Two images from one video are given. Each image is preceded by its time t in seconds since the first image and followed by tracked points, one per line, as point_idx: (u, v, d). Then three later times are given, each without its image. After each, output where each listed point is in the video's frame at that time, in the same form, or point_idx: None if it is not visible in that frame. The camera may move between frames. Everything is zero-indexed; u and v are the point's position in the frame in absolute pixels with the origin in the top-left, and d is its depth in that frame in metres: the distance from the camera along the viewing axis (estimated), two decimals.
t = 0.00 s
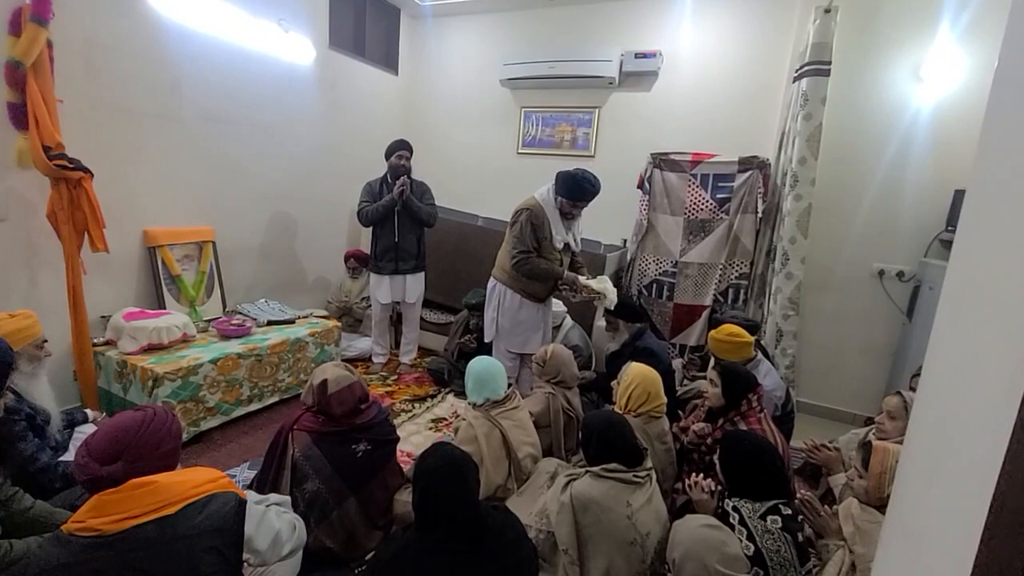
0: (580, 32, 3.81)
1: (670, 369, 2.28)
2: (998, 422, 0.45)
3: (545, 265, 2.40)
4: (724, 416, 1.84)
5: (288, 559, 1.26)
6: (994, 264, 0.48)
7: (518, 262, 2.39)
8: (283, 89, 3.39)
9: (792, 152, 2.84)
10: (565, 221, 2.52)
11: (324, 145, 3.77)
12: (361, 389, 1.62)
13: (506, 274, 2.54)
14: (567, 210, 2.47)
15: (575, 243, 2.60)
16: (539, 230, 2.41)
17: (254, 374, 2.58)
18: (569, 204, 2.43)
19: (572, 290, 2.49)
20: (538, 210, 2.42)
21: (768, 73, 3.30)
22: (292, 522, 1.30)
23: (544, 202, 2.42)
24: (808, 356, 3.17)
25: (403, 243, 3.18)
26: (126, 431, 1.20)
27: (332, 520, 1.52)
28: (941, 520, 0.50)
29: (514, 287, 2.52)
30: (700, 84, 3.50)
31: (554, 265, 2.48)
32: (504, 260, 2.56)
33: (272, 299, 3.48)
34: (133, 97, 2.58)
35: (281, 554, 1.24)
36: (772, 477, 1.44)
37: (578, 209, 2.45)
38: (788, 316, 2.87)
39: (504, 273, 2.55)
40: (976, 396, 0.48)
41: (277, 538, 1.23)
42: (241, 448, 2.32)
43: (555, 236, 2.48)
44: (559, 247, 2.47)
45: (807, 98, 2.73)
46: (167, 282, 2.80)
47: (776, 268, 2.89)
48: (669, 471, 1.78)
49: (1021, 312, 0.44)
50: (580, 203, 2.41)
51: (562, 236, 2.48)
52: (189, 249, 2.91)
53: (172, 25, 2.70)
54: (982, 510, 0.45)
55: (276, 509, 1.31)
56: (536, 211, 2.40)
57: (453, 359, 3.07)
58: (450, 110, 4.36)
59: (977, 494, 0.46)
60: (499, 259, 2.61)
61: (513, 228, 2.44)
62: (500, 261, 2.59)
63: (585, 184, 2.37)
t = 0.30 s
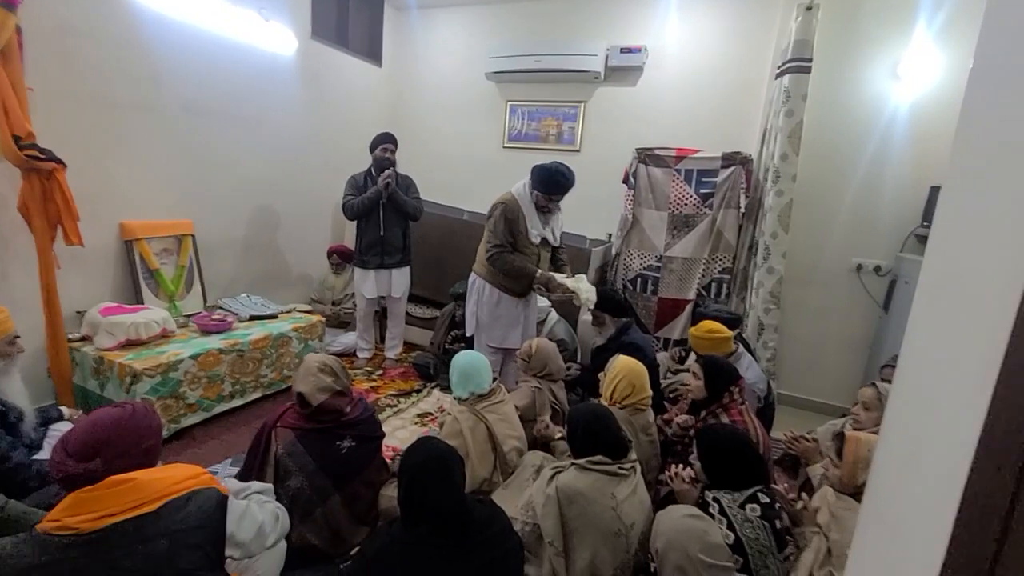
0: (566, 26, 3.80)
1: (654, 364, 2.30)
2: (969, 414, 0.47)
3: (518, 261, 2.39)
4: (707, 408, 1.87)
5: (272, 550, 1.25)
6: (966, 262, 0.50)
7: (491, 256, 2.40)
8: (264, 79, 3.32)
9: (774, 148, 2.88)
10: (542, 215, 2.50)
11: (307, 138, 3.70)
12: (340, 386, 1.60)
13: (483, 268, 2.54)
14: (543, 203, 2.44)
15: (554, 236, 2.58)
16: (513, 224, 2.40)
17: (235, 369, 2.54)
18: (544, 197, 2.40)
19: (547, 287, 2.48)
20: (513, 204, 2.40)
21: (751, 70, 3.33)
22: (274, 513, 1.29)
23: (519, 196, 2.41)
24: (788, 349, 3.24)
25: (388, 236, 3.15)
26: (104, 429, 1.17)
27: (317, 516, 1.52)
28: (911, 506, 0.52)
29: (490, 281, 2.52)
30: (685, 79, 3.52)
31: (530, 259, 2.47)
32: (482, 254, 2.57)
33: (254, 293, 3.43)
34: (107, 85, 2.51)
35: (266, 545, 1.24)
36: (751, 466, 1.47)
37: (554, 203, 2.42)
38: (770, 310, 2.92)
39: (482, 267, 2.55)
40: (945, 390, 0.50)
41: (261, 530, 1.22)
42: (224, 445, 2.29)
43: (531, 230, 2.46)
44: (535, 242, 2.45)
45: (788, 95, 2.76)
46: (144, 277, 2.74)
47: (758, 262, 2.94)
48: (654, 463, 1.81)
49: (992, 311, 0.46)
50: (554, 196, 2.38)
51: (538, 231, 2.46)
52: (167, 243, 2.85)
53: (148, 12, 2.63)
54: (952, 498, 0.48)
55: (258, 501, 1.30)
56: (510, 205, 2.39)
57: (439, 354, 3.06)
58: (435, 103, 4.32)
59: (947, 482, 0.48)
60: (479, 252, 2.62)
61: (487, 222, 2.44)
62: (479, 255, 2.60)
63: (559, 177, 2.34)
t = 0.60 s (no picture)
0: (557, 19, 3.78)
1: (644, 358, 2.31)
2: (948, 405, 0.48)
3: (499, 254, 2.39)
4: (696, 401, 1.89)
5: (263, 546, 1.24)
6: (953, 256, 0.50)
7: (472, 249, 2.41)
8: (251, 71, 3.27)
9: (763, 142, 2.90)
10: (527, 209, 2.48)
11: (294, 130, 3.66)
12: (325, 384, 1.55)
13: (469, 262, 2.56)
14: (526, 197, 2.43)
15: (539, 231, 2.55)
16: (494, 218, 2.40)
17: (223, 365, 2.51)
18: (527, 190, 2.39)
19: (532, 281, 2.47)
20: (495, 197, 2.40)
21: (741, 65, 3.35)
22: (264, 509, 1.28)
23: (501, 189, 2.41)
24: (776, 342, 3.27)
25: (379, 231, 3.13)
26: (87, 425, 1.15)
27: (307, 511, 1.52)
28: (899, 495, 0.53)
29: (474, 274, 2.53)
30: (675, 74, 3.52)
31: (514, 253, 2.46)
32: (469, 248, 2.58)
33: (241, 288, 3.40)
34: (89, 76, 2.45)
35: (256, 541, 1.24)
36: (735, 455, 1.49)
37: (536, 196, 2.40)
38: (758, 303, 2.94)
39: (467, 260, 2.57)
40: (933, 378, 0.50)
41: (252, 526, 1.21)
42: (212, 441, 2.27)
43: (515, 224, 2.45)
44: (519, 236, 2.44)
45: (777, 90, 2.77)
46: (129, 271, 2.70)
47: (746, 256, 2.96)
48: (646, 456, 1.82)
49: (979, 300, 0.46)
50: (536, 189, 2.36)
51: (522, 225, 2.45)
52: (153, 237, 2.81)
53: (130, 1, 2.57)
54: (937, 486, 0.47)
55: (248, 498, 1.29)
56: (493, 199, 2.39)
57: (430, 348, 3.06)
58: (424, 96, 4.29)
59: (932, 470, 0.48)
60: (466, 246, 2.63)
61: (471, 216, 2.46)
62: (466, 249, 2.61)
63: (540, 170, 2.32)
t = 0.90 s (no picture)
0: (547, 13, 3.76)
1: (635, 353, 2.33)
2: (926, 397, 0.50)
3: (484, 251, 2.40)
4: (685, 395, 1.90)
5: (252, 545, 1.23)
6: (941, 251, 0.51)
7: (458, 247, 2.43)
8: (237, 62, 3.22)
9: (752, 137, 2.91)
10: (512, 205, 2.47)
11: (282, 123, 3.62)
12: (325, 380, 1.57)
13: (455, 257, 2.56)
14: (511, 194, 2.42)
15: (527, 228, 2.53)
16: (479, 215, 2.40)
17: (210, 360, 2.49)
18: (512, 186, 2.38)
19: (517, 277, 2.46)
20: (481, 194, 2.40)
21: (730, 60, 3.36)
22: (254, 507, 1.27)
23: (487, 186, 2.40)
24: (763, 336, 3.31)
25: (368, 225, 3.10)
26: (74, 422, 1.14)
27: (297, 507, 1.51)
28: (887, 485, 0.54)
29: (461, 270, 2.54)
30: (665, 68, 3.53)
31: (500, 250, 2.47)
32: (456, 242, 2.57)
33: (228, 283, 3.36)
34: (69, 65, 2.40)
35: (245, 539, 1.22)
36: (720, 446, 1.51)
37: (522, 193, 2.40)
38: (746, 298, 2.97)
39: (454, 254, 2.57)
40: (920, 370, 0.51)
41: (241, 524, 1.20)
42: (200, 437, 2.25)
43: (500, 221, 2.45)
44: (505, 233, 2.44)
45: (765, 86, 2.79)
46: (113, 266, 2.66)
47: (735, 251, 2.98)
48: (636, 450, 1.83)
49: (964, 294, 0.47)
50: (520, 186, 2.35)
51: (508, 222, 2.44)
52: (137, 231, 2.77)
53: None
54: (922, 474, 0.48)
55: (238, 496, 1.29)
56: (479, 195, 2.40)
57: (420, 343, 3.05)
58: (414, 89, 4.26)
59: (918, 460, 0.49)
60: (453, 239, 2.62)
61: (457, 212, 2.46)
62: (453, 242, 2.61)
63: (526, 167, 2.32)
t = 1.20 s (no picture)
0: (540, 6, 3.75)
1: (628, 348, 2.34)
2: (913, 388, 0.50)
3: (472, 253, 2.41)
4: (678, 388, 1.92)
5: (244, 542, 1.23)
6: (930, 243, 0.51)
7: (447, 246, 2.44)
8: (227, 55, 3.19)
9: (744, 133, 2.92)
10: (505, 204, 2.45)
11: (273, 117, 3.58)
12: (319, 371, 1.55)
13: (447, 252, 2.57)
14: (503, 193, 2.40)
15: (520, 227, 2.51)
16: (468, 214, 2.41)
17: (202, 356, 2.47)
18: (504, 187, 2.36)
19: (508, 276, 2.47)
20: (473, 194, 2.40)
21: (723, 55, 3.37)
22: (247, 504, 1.27)
23: (479, 186, 2.40)
24: (754, 330, 3.34)
25: (361, 219, 3.09)
26: (63, 418, 1.12)
27: (291, 502, 1.51)
28: (878, 474, 0.54)
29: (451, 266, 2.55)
30: (658, 63, 3.53)
31: (490, 249, 2.47)
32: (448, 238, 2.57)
33: (219, 278, 3.33)
34: (55, 56, 2.36)
35: (237, 536, 1.22)
36: (713, 439, 1.52)
37: (513, 193, 2.38)
38: (737, 292, 2.99)
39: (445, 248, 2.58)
40: (909, 361, 0.52)
41: (233, 520, 1.20)
42: (192, 433, 2.24)
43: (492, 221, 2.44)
44: (497, 232, 2.43)
45: (758, 81, 2.79)
46: (101, 261, 2.63)
47: (727, 246, 3.00)
48: (629, 444, 1.84)
49: (951, 286, 0.47)
50: (512, 187, 2.33)
51: (500, 221, 2.43)
52: (126, 225, 2.74)
53: None
54: (911, 462, 0.49)
55: (230, 492, 1.28)
56: (471, 195, 2.39)
57: (413, 338, 3.04)
58: (406, 83, 4.23)
59: (907, 449, 0.50)
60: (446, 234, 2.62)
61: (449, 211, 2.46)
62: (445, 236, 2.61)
63: (517, 167, 2.29)
